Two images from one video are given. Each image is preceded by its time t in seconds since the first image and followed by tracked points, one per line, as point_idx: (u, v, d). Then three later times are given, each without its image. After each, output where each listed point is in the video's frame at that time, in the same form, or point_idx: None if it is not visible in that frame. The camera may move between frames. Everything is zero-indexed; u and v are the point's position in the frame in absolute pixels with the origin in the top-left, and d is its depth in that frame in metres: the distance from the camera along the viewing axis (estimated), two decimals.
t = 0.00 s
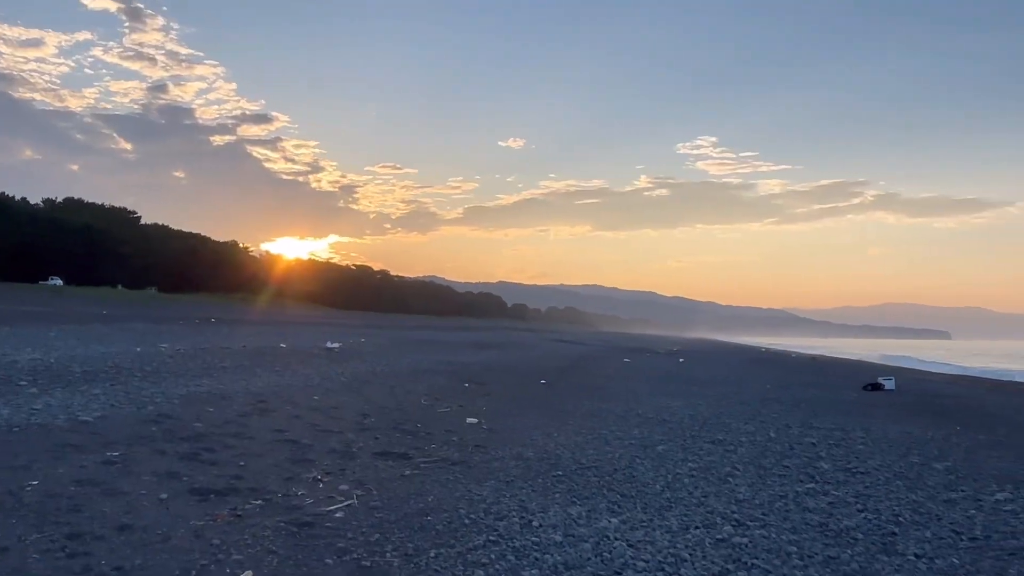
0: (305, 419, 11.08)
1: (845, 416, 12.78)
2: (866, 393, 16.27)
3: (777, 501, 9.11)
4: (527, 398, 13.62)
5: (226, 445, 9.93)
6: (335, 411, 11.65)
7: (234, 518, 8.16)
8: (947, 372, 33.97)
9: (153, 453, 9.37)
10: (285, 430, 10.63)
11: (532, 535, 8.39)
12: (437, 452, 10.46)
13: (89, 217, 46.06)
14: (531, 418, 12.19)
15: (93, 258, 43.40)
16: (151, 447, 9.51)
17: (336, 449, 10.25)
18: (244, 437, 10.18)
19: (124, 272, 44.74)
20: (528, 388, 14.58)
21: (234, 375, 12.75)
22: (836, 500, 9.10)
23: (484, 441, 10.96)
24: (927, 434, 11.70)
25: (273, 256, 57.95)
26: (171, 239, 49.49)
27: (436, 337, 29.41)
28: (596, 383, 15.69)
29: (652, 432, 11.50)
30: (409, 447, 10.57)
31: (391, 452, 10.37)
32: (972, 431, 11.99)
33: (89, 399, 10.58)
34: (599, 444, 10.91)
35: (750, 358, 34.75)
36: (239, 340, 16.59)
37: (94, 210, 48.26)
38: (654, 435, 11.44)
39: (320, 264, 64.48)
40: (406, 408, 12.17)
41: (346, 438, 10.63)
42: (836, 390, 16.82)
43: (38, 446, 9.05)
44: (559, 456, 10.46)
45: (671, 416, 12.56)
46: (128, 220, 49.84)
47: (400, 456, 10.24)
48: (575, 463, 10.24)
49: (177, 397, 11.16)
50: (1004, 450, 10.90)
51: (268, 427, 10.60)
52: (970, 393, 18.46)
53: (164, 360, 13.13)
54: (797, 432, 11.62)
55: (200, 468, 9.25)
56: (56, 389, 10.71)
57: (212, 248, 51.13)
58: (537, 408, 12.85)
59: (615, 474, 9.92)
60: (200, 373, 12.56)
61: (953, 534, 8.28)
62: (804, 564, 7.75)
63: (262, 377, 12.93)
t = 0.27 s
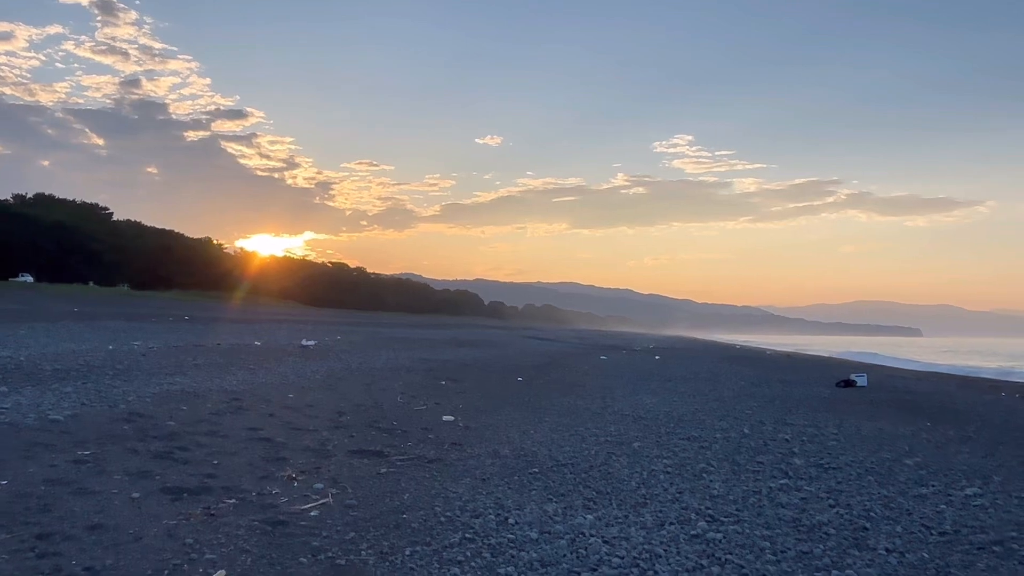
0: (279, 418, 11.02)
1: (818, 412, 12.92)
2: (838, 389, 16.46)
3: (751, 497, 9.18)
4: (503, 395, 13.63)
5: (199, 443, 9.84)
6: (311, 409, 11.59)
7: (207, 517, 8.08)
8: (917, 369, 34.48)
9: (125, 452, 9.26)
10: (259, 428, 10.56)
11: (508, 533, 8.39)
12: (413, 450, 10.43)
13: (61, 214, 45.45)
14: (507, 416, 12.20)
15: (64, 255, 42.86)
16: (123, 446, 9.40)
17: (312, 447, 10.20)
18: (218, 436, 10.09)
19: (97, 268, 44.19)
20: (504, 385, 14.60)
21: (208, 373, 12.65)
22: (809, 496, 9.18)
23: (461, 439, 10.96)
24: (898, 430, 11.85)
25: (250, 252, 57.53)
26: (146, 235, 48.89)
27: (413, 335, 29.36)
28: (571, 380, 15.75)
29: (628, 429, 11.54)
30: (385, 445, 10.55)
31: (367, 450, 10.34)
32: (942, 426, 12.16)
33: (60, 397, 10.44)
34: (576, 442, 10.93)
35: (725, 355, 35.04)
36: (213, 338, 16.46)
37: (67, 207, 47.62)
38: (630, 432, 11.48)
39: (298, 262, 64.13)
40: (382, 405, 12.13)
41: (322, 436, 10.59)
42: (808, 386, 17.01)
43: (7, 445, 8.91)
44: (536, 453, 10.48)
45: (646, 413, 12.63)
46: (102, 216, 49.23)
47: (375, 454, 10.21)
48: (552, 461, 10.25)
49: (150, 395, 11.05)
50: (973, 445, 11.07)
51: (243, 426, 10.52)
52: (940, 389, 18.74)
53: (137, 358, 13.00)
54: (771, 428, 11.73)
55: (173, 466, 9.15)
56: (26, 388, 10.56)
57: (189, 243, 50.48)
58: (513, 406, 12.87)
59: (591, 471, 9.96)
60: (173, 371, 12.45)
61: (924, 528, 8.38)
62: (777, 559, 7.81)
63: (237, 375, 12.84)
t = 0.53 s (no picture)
0: (257, 416, 10.95)
1: (794, 409, 13.03)
2: (815, 386, 16.61)
3: (729, 493, 9.23)
4: (483, 393, 13.63)
5: (176, 442, 9.76)
6: (288, 407, 11.54)
7: (183, 516, 8.00)
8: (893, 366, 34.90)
9: (100, 451, 9.16)
10: (236, 426, 10.50)
11: (487, 530, 8.38)
12: (392, 447, 10.42)
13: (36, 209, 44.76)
14: (487, 413, 12.22)
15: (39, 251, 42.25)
16: (98, 445, 9.29)
17: (290, 445, 10.16)
18: (195, 435, 10.02)
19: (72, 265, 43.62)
20: (484, 382, 14.60)
21: (185, 371, 12.56)
22: (785, 492, 9.24)
23: (440, 436, 10.98)
24: (873, 426, 11.98)
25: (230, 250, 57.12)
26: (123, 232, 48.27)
27: (393, 333, 29.30)
28: (549, 377, 15.79)
29: (607, 426, 11.58)
30: (363, 443, 10.52)
31: (345, 448, 10.31)
32: (916, 423, 12.30)
33: (33, 396, 10.31)
34: (555, 440, 10.94)
35: (703, 353, 35.29)
36: (190, 336, 16.33)
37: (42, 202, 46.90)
38: (609, 429, 11.52)
39: (278, 261, 63.74)
40: (360, 403, 12.11)
41: (300, 434, 10.54)
42: (786, 383, 17.16)
43: None
44: (515, 451, 10.49)
45: (625, 410, 12.68)
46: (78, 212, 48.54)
47: (354, 452, 10.18)
48: (530, 458, 10.26)
49: (125, 393, 10.95)
50: (947, 441, 11.20)
51: (220, 424, 10.45)
52: (914, 386, 18.97)
53: (112, 356, 12.87)
54: (748, 425, 11.81)
55: (148, 465, 9.06)
56: None
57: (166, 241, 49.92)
58: (492, 403, 12.89)
59: (570, 468, 9.97)
60: (149, 369, 12.34)
61: (898, 523, 8.46)
62: (754, 555, 7.86)
63: (214, 372, 12.76)
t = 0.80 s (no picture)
0: (238, 414, 10.89)
1: (774, 406, 13.12)
2: (794, 384, 16.73)
3: (710, 490, 9.27)
4: (465, 391, 13.62)
5: (155, 441, 9.68)
6: (270, 406, 11.48)
7: (163, 515, 7.93)
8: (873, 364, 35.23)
9: (78, 451, 9.06)
10: (217, 425, 10.43)
11: (469, 528, 8.37)
12: (374, 446, 10.40)
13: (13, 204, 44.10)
14: (470, 411, 12.21)
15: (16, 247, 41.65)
16: (76, 444, 9.19)
17: (271, 444, 10.10)
18: (175, 434, 9.94)
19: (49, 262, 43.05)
20: (466, 381, 14.58)
21: (165, 370, 12.46)
22: (766, 489, 9.30)
23: (422, 434, 10.97)
24: (852, 423, 12.09)
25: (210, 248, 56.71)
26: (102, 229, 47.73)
27: (375, 331, 29.19)
28: (532, 375, 15.82)
29: (589, 425, 11.61)
30: (345, 441, 10.49)
31: (327, 446, 10.27)
32: (894, 420, 12.42)
33: (10, 395, 10.19)
34: (538, 438, 10.95)
35: (686, 351, 35.45)
36: (170, 334, 16.21)
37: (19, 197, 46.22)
38: (591, 427, 11.55)
39: (260, 259, 63.34)
40: (342, 402, 12.07)
41: (281, 432, 10.49)
42: (766, 381, 17.27)
43: None
44: (498, 449, 10.49)
45: (607, 407, 12.71)
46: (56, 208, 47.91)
47: (336, 450, 10.14)
48: (513, 456, 10.26)
49: (104, 392, 10.84)
50: (925, 438, 11.32)
51: (201, 423, 10.38)
52: (892, 383, 19.17)
53: (91, 355, 12.75)
54: (729, 422, 11.88)
55: (128, 465, 8.97)
56: None
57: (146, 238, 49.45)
58: (474, 401, 12.89)
59: (552, 466, 9.98)
60: (128, 368, 12.23)
61: (878, 519, 8.53)
62: (735, 552, 7.90)
63: (194, 371, 12.67)
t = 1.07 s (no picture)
0: (221, 414, 10.83)
1: (758, 404, 13.19)
2: (779, 382, 16.81)
3: (694, 489, 9.30)
4: (451, 390, 13.60)
5: (138, 441, 9.61)
6: (253, 405, 11.43)
7: (145, 515, 7.86)
8: (857, 363, 35.43)
9: (60, 451, 8.97)
10: (200, 425, 10.37)
11: (454, 527, 8.35)
12: (359, 445, 10.37)
13: None
14: (455, 410, 12.20)
15: None
16: (57, 444, 9.10)
17: (255, 443, 10.06)
18: (158, 433, 9.87)
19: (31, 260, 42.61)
20: (452, 379, 14.57)
21: (147, 369, 12.38)
22: (750, 487, 9.34)
23: (407, 433, 10.95)
24: (835, 421, 12.17)
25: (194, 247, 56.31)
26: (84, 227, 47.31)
27: (360, 330, 29.09)
28: (517, 374, 15.83)
29: (574, 423, 11.62)
30: (330, 441, 10.46)
31: (312, 446, 10.23)
32: (877, 417, 12.50)
33: None
34: (523, 437, 10.95)
35: (672, 350, 35.57)
36: (153, 332, 16.10)
37: None
38: (576, 425, 11.56)
39: (245, 259, 63.02)
40: (327, 401, 12.03)
41: (265, 432, 10.45)
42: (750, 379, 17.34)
43: None
44: (483, 448, 10.48)
45: (592, 406, 12.72)
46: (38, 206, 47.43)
47: (320, 450, 10.11)
48: (498, 455, 10.26)
49: (86, 391, 10.75)
50: (907, 436, 11.40)
51: (184, 423, 10.31)
52: (875, 381, 19.30)
53: (72, 354, 12.64)
54: (714, 420, 11.92)
55: (110, 464, 8.90)
56: None
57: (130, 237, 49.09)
58: (460, 400, 12.87)
59: (538, 465, 9.99)
60: (111, 367, 12.14)
61: (860, 516, 8.58)
62: (719, 549, 7.93)
63: (177, 370, 12.60)
